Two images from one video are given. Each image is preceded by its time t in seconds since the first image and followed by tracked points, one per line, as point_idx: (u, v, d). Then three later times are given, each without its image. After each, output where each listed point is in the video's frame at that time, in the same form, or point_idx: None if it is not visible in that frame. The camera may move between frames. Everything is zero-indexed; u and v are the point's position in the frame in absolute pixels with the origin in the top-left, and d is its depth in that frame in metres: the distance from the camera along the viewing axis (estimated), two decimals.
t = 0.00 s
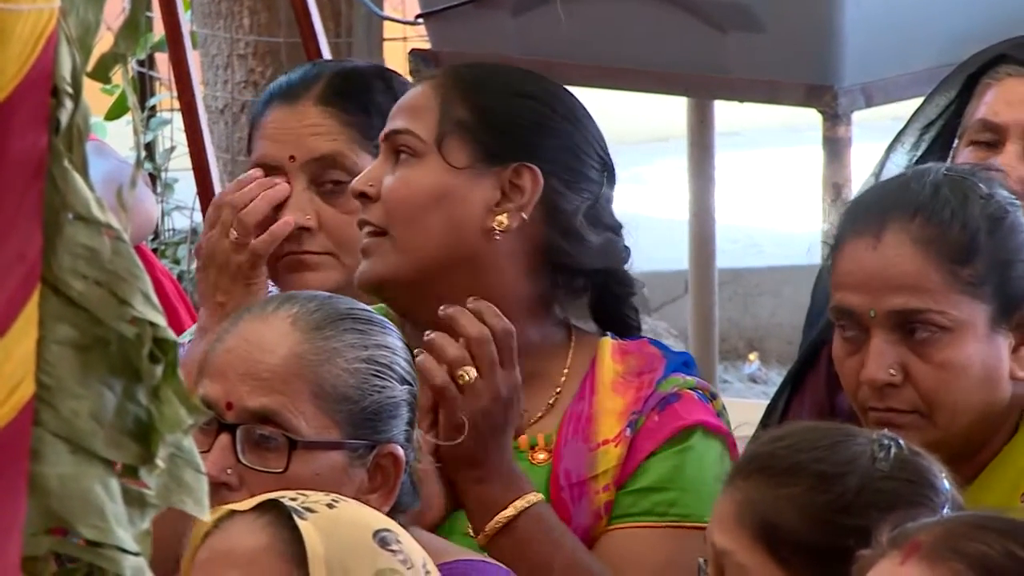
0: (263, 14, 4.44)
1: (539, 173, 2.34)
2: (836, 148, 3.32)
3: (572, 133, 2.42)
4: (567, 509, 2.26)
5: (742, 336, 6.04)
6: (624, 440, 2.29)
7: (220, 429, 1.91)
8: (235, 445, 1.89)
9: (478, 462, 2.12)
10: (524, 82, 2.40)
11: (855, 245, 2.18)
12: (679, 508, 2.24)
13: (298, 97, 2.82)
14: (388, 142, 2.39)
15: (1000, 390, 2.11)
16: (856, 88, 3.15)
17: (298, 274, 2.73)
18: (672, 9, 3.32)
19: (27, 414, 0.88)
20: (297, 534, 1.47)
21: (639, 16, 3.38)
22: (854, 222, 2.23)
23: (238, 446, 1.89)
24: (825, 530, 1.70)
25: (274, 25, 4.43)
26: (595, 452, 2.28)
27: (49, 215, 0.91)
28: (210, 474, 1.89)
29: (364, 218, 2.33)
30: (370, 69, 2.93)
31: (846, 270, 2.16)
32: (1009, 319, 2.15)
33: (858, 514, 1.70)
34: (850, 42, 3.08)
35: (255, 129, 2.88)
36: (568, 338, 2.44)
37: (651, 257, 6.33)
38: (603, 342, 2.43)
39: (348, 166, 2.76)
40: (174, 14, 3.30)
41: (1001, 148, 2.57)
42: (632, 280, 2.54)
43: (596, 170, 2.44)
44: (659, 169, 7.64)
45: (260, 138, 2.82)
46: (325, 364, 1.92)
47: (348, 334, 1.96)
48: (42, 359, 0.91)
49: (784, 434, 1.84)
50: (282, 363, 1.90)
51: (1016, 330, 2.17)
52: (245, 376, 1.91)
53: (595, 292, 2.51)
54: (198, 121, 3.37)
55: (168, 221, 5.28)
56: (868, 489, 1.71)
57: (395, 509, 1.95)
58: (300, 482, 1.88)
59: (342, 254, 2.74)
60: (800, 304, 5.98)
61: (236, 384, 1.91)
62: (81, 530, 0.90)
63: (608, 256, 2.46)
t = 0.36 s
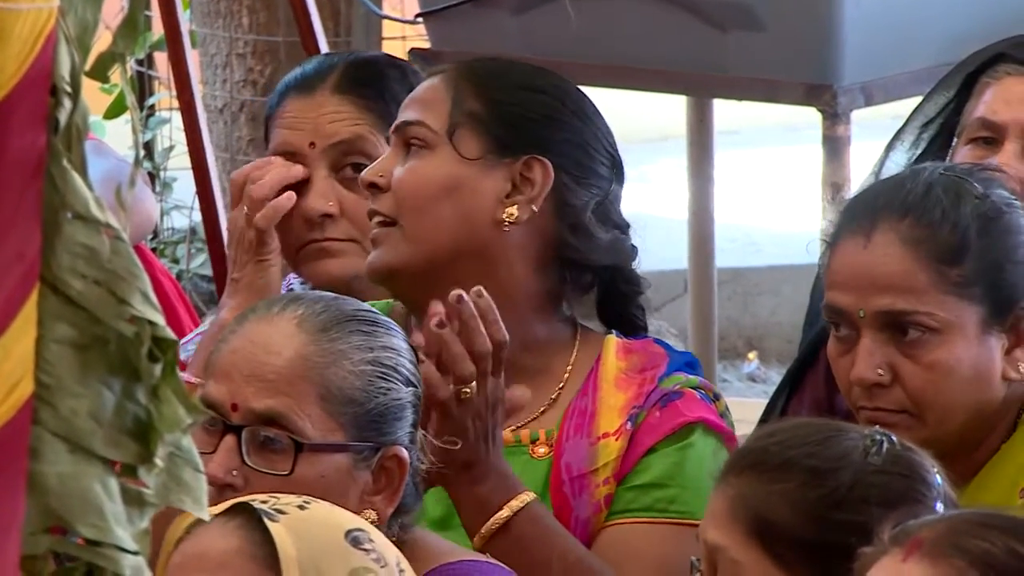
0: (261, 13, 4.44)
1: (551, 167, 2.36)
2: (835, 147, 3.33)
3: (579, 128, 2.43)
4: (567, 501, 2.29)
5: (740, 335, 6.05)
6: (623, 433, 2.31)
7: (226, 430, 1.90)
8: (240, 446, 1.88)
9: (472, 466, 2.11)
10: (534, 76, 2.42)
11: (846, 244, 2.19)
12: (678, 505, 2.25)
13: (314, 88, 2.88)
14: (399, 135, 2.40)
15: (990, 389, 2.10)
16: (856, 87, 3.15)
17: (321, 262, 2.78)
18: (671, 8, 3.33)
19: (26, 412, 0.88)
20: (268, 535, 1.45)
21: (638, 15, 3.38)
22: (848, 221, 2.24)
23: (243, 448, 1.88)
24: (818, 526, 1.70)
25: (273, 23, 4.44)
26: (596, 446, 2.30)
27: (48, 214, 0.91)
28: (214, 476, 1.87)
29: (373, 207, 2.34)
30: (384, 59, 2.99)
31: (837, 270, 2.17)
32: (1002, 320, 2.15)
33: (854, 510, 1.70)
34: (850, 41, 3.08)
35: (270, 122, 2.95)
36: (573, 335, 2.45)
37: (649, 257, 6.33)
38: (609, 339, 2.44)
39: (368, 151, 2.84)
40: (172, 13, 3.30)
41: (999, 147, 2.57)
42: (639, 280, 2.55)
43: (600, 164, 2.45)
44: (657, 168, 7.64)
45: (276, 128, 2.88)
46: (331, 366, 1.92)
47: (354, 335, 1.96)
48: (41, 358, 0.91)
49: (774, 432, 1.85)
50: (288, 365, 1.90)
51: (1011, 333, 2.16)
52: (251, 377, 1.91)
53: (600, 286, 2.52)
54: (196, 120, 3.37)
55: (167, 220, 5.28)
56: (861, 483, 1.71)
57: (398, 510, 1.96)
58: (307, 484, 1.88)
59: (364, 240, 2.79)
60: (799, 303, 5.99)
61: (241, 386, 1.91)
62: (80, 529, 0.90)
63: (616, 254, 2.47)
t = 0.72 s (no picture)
0: (244, 11, 4.43)
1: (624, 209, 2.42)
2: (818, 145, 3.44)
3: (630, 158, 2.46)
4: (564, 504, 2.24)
5: (723, 333, 6.06)
6: (626, 440, 2.26)
7: (200, 428, 1.90)
8: (215, 444, 1.89)
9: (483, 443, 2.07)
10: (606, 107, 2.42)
11: (834, 239, 2.19)
12: (673, 509, 2.19)
13: (315, 76, 2.88)
14: (498, 144, 2.30)
15: (975, 385, 2.11)
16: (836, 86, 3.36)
17: (328, 247, 2.79)
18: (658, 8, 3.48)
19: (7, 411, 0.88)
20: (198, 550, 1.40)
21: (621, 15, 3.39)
22: (834, 216, 2.24)
23: (218, 445, 1.88)
24: (805, 524, 1.70)
25: (256, 22, 4.42)
26: (596, 451, 2.26)
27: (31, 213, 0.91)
28: (190, 474, 1.89)
29: (474, 223, 2.26)
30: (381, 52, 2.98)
31: (829, 263, 2.17)
32: (989, 315, 2.15)
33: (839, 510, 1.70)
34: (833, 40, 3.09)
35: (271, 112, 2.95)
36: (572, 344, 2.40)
37: (632, 255, 6.34)
38: (612, 348, 2.42)
39: (371, 136, 2.85)
40: (155, 12, 3.29)
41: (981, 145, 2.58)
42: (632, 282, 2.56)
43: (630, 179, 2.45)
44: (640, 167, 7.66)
45: (278, 116, 2.90)
46: (305, 364, 1.91)
47: (328, 333, 1.95)
48: (22, 357, 0.90)
49: (758, 429, 1.85)
50: (262, 363, 1.90)
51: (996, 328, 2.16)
52: (225, 375, 1.90)
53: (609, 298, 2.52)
54: (180, 119, 3.36)
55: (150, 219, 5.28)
56: (848, 482, 1.72)
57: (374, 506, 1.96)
58: (281, 481, 1.88)
59: (371, 226, 2.80)
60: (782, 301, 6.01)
61: (216, 383, 1.91)
62: (60, 527, 0.89)
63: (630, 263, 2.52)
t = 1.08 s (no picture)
0: (204, 4, 4.39)
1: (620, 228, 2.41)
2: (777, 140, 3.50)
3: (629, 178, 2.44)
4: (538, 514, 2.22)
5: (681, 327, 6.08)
6: (603, 454, 2.24)
7: (160, 423, 1.88)
8: (175, 438, 1.87)
9: (462, 426, 2.12)
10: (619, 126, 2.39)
11: (822, 211, 2.20)
12: (641, 518, 2.18)
13: (307, 66, 2.86)
14: (526, 153, 2.25)
15: (943, 372, 2.14)
16: (796, 79, 3.40)
17: (313, 239, 2.76)
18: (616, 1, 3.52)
19: None
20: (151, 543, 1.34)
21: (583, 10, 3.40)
22: (821, 192, 2.25)
23: (178, 440, 1.87)
24: (779, 519, 1.71)
25: (215, 16, 4.39)
26: (574, 463, 2.23)
27: None
28: (150, 468, 1.87)
29: (492, 228, 2.20)
30: (368, 40, 2.97)
31: (808, 243, 2.19)
32: (962, 306, 2.17)
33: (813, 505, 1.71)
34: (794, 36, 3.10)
35: (257, 100, 2.91)
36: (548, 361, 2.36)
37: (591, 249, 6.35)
38: (591, 355, 2.39)
39: (363, 130, 2.84)
40: (115, 5, 3.26)
41: (940, 139, 2.60)
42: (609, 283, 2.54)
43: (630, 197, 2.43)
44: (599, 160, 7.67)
45: (268, 104, 2.85)
46: (266, 358, 1.90)
47: (289, 327, 1.94)
48: None
49: (727, 428, 1.86)
50: (223, 357, 1.89)
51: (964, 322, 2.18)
52: (186, 369, 1.89)
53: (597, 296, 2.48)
54: (139, 112, 3.34)
55: (109, 213, 5.24)
56: (822, 479, 1.73)
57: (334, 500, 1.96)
58: (241, 476, 1.87)
59: (357, 219, 2.79)
60: (740, 295, 6.04)
61: (177, 377, 1.89)
62: (19, 522, 0.76)
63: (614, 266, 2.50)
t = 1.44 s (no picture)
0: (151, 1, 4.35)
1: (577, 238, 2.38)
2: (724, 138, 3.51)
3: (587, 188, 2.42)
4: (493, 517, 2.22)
5: (628, 324, 6.08)
6: (557, 458, 2.22)
7: (109, 424, 1.87)
8: (124, 440, 1.86)
9: (428, 420, 2.14)
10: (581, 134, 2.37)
11: (821, 196, 2.20)
12: (593, 520, 2.17)
13: (278, 59, 2.84)
14: (485, 163, 2.22)
15: (926, 371, 2.14)
16: (743, 76, 3.38)
17: (277, 233, 2.75)
18: None
19: None
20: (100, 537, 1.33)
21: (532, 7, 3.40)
22: (812, 180, 2.25)
23: (127, 441, 1.86)
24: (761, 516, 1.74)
25: (162, 13, 4.35)
26: (527, 468, 2.22)
27: None
28: (99, 469, 1.86)
29: (450, 238, 2.18)
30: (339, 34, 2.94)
31: (804, 230, 2.17)
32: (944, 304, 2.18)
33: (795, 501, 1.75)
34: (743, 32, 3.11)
35: (225, 91, 2.89)
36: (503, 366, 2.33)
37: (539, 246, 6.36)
38: (545, 355, 2.35)
39: (330, 126, 2.81)
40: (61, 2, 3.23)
41: (890, 135, 2.61)
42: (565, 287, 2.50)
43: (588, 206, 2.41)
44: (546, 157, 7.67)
45: (238, 96, 2.83)
46: (215, 360, 1.88)
47: (238, 328, 1.92)
48: None
49: (687, 426, 1.86)
50: (172, 359, 1.87)
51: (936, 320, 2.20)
52: (134, 371, 1.88)
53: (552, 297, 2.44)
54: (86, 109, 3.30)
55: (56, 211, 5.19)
56: (803, 476, 1.77)
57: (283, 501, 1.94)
58: (189, 478, 1.86)
59: (320, 213, 2.77)
60: (686, 292, 6.06)
61: (126, 378, 1.88)
62: None
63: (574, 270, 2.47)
